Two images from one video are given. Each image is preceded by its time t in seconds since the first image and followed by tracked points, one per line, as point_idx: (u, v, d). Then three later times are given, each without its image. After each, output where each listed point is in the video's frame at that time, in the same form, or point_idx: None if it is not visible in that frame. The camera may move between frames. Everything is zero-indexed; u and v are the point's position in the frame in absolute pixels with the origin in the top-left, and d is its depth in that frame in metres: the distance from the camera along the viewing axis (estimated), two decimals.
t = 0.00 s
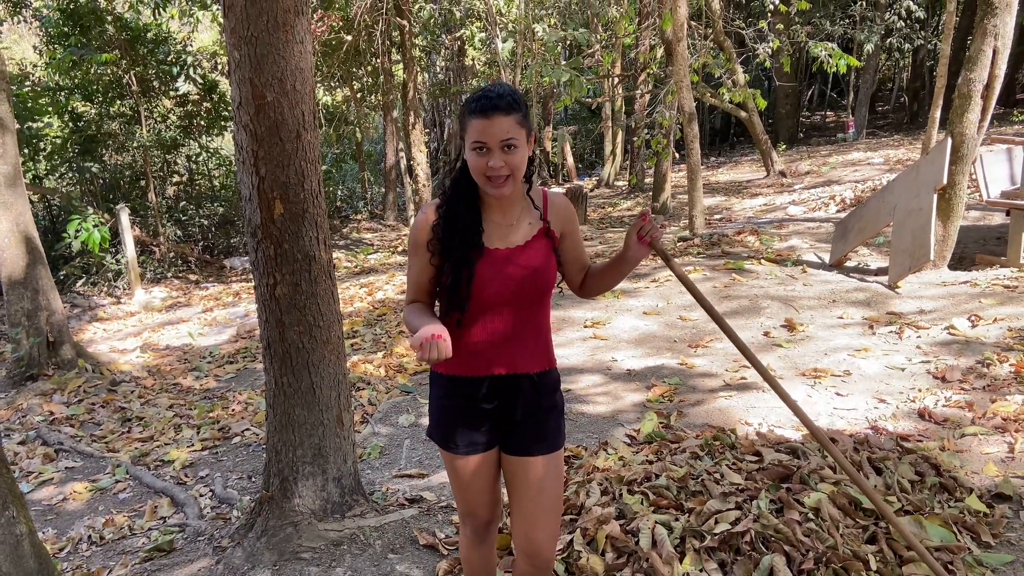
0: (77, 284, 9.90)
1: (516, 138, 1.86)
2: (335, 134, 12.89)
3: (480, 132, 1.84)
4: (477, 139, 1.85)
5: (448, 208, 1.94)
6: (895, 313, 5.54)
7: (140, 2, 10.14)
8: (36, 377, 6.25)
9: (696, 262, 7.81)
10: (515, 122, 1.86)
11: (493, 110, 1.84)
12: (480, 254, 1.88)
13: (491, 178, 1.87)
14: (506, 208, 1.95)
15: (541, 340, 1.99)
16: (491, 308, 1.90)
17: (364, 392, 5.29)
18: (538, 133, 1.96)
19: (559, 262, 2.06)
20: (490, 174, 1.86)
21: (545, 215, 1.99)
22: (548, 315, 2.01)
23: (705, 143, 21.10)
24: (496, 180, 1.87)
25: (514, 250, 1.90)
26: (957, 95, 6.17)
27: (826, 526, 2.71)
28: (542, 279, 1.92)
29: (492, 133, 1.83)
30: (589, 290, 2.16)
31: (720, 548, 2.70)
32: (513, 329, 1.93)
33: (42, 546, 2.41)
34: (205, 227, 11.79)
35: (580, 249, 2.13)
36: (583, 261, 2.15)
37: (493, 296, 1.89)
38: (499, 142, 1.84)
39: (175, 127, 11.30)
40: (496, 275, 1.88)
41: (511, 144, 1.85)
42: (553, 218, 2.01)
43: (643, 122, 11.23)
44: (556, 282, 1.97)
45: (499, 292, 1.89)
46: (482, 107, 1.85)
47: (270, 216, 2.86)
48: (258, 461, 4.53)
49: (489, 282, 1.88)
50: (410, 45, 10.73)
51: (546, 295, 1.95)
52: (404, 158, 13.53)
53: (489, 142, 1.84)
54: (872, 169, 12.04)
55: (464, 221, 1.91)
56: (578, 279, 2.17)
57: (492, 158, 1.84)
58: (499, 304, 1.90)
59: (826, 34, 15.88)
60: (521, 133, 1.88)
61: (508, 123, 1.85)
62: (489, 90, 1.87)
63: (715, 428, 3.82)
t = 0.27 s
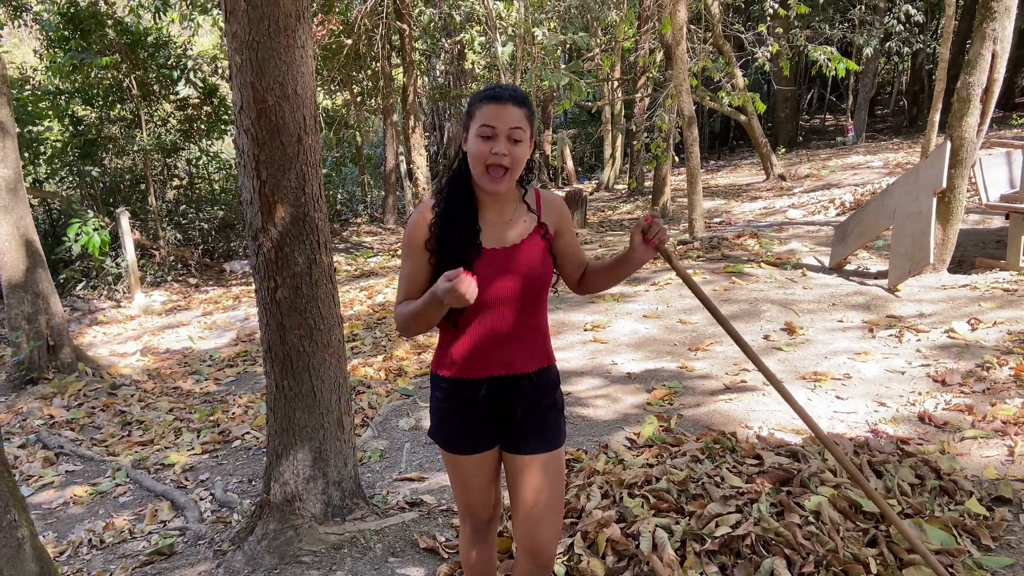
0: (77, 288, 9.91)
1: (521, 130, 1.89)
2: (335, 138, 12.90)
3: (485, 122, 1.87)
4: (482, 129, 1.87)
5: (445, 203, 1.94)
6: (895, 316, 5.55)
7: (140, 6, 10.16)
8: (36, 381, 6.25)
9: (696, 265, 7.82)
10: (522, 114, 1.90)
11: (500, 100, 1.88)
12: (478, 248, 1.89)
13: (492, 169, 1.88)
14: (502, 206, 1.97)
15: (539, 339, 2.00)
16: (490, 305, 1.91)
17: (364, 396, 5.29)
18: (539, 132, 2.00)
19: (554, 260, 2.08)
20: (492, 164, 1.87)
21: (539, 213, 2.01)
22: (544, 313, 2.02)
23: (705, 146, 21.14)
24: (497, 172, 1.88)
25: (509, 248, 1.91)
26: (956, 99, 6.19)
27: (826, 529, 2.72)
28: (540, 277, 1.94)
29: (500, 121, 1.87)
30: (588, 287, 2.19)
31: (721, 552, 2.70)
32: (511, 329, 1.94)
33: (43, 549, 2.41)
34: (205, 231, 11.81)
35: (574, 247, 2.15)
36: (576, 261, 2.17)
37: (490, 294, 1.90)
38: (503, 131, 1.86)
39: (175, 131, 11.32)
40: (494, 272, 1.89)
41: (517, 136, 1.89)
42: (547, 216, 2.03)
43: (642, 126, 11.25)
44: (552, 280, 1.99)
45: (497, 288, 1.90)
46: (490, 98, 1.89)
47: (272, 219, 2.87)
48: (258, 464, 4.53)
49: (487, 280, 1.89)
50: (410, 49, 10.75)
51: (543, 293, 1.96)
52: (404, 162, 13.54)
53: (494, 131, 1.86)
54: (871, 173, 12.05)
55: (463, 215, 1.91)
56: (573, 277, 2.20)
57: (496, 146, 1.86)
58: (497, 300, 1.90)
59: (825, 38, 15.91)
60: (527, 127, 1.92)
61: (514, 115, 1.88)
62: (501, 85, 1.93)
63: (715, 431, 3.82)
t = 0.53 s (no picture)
0: (76, 291, 9.91)
1: (531, 148, 1.87)
2: (334, 141, 12.91)
3: (497, 137, 1.84)
4: (492, 143, 1.84)
5: (450, 205, 1.92)
6: (895, 319, 5.55)
7: (140, 9, 10.17)
8: (36, 384, 6.25)
9: (695, 268, 7.82)
10: (533, 132, 1.87)
11: (514, 116, 1.85)
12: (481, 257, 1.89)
13: (499, 184, 1.87)
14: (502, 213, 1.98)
15: (538, 341, 2.02)
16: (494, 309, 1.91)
17: (364, 399, 5.29)
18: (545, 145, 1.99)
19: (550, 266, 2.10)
20: (500, 179, 1.86)
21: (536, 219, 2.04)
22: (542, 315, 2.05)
23: (704, 149, 21.15)
24: (504, 186, 1.87)
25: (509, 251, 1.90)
26: (956, 101, 6.20)
27: (826, 532, 2.72)
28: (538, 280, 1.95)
29: (511, 140, 1.84)
30: (576, 293, 2.22)
31: (722, 554, 2.70)
32: (513, 330, 1.95)
33: (44, 551, 2.41)
34: (204, 234, 11.82)
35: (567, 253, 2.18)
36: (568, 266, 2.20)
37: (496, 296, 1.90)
38: (513, 148, 1.84)
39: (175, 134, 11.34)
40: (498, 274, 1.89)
41: (527, 154, 1.87)
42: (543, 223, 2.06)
43: (641, 128, 11.25)
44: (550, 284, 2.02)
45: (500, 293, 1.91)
46: (502, 112, 1.85)
47: (272, 222, 2.86)
48: (258, 467, 4.52)
49: (491, 286, 1.90)
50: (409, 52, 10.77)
51: (542, 296, 1.99)
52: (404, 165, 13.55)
53: (505, 147, 1.84)
54: (871, 175, 12.06)
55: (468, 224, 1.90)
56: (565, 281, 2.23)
57: (504, 164, 1.84)
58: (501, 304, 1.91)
59: (824, 41, 15.94)
60: (537, 144, 1.90)
61: (526, 132, 1.85)
62: (516, 98, 1.89)
63: (715, 434, 3.82)
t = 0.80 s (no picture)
0: (76, 292, 9.91)
1: (538, 151, 1.86)
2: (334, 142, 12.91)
3: (505, 139, 1.82)
4: (500, 145, 1.82)
5: (455, 206, 1.89)
6: (894, 319, 5.55)
7: (139, 10, 10.17)
8: (35, 385, 6.23)
9: (695, 269, 7.82)
10: (540, 135, 1.86)
11: (522, 119, 1.83)
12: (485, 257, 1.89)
13: (504, 186, 1.86)
14: (501, 214, 1.98)
15: (537, 340, 2.04)
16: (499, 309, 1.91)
17: (363, 400, 5.28)
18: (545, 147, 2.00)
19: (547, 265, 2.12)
20: (506, 181, 1.85)
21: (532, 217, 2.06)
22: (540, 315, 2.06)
23: (704, 149, 21.15)
24: (509, 188, 1.86)
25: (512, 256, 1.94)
26: (955, 102, 6.20)
27: (826, 532, 2.72)
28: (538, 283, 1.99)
29: (518, 143, 1.82)
30: (569, 292, 2.23)
31: (722, 554, 2.70)
32: (516, 332, 1.96)
33: (43, 553, 2.41)
34: (203, 235, 11.82)
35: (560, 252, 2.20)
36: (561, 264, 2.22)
37: (502, 297, 1.89)
38: (521, 151, 1.83)
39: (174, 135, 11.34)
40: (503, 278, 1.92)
41: (532, 157, 1.86)
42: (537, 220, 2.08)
43: (640, 129, 11.26)
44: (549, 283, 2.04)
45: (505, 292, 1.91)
46: (510, 115, 1.84)
47: (271, 223, 2.86)
48: (257, 469, 4.52)
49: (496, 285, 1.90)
50: (408, 53, 10.77)
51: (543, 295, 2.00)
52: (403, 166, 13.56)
53: (513, 150, 1.82)
54: (870, 176, 12.07)
55: (473, 225, 1.88)
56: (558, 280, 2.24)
57: (511, 167, 1.84)
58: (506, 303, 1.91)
59: (823, 41, 15.95)
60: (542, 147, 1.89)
61: (533, 135, 1.84)
62: (521, 101, 1.87)
63: (715, 435, 3.82)
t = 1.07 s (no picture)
0: (75, 293, 9.90)
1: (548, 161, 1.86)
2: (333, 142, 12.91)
3: (517, 146, 1.82)
4: (511, 150, 1.82)
5: (462, 209, 1.88)
6: (893, 318, 5.55)
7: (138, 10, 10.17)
8: (34, 386, 6.23)
9: (694, 268, 7.82)
10: (552, 145, 1.86)
11: (537, 128, 1.83)
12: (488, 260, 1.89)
13: (511, 193, 1.86)
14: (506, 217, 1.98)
15: (537, 341, 2.05)
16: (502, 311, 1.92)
17: (363, 400, 5.28)
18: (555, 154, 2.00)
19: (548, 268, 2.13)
20: (514, 188, 1.85)
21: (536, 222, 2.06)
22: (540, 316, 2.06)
23: (703, 149, 21.14)
24: (516, 194, 1.86)
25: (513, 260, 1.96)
26: (954, 100, 6.21)
27: (826, 531, 2.72)
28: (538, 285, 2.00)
29: (534, 153, 1.83)
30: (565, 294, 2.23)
31: (721, 554, 2.70)
32: (516, 334, 1.96)
33: (43, 553, 2.41)
34: (202, 236, 11.82)
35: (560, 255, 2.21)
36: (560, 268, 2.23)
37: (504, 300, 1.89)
38: (533, 159, 1.83)
39: (173, 135, 11.35)
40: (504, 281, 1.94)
41: (544, 168, 1.87)
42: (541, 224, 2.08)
43: (639, 128, 11.25)
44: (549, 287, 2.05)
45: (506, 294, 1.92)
46: (525, 122, 1.83)
47: (270, 222, 2.86)
48: (257, 469, 4.52)
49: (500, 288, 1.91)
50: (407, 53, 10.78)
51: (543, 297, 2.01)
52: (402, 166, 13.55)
53: (524, 158, 1.82)
54: (869, 175, 12.07)
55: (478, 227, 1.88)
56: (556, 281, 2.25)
57: (523, 176, 1.84)
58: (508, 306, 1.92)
59: (822, 41, 15.95)
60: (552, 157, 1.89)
61: (545, 145, 1.84)
62: (536, 109, 1.86)
63: (715, 434, 3.81)
